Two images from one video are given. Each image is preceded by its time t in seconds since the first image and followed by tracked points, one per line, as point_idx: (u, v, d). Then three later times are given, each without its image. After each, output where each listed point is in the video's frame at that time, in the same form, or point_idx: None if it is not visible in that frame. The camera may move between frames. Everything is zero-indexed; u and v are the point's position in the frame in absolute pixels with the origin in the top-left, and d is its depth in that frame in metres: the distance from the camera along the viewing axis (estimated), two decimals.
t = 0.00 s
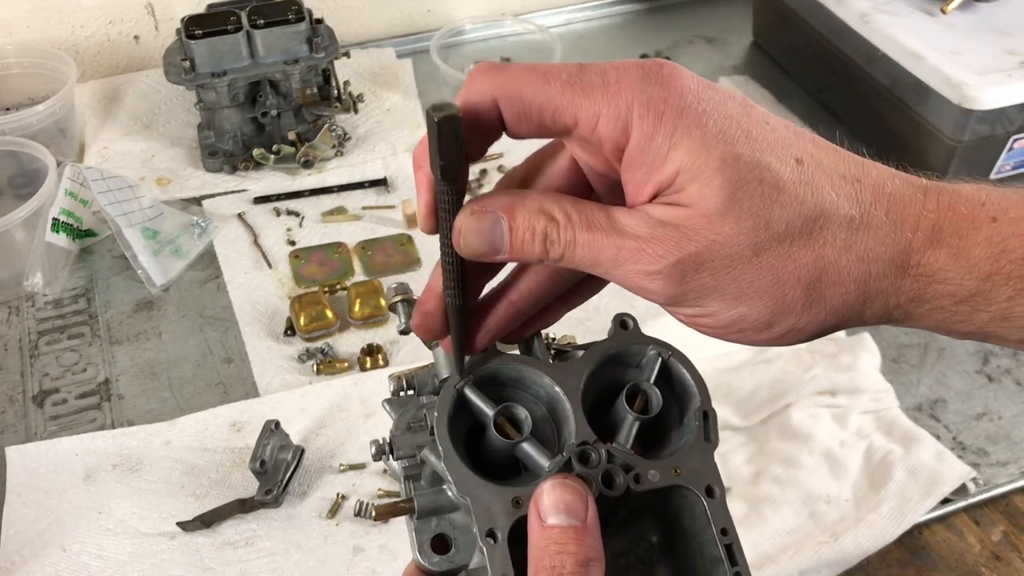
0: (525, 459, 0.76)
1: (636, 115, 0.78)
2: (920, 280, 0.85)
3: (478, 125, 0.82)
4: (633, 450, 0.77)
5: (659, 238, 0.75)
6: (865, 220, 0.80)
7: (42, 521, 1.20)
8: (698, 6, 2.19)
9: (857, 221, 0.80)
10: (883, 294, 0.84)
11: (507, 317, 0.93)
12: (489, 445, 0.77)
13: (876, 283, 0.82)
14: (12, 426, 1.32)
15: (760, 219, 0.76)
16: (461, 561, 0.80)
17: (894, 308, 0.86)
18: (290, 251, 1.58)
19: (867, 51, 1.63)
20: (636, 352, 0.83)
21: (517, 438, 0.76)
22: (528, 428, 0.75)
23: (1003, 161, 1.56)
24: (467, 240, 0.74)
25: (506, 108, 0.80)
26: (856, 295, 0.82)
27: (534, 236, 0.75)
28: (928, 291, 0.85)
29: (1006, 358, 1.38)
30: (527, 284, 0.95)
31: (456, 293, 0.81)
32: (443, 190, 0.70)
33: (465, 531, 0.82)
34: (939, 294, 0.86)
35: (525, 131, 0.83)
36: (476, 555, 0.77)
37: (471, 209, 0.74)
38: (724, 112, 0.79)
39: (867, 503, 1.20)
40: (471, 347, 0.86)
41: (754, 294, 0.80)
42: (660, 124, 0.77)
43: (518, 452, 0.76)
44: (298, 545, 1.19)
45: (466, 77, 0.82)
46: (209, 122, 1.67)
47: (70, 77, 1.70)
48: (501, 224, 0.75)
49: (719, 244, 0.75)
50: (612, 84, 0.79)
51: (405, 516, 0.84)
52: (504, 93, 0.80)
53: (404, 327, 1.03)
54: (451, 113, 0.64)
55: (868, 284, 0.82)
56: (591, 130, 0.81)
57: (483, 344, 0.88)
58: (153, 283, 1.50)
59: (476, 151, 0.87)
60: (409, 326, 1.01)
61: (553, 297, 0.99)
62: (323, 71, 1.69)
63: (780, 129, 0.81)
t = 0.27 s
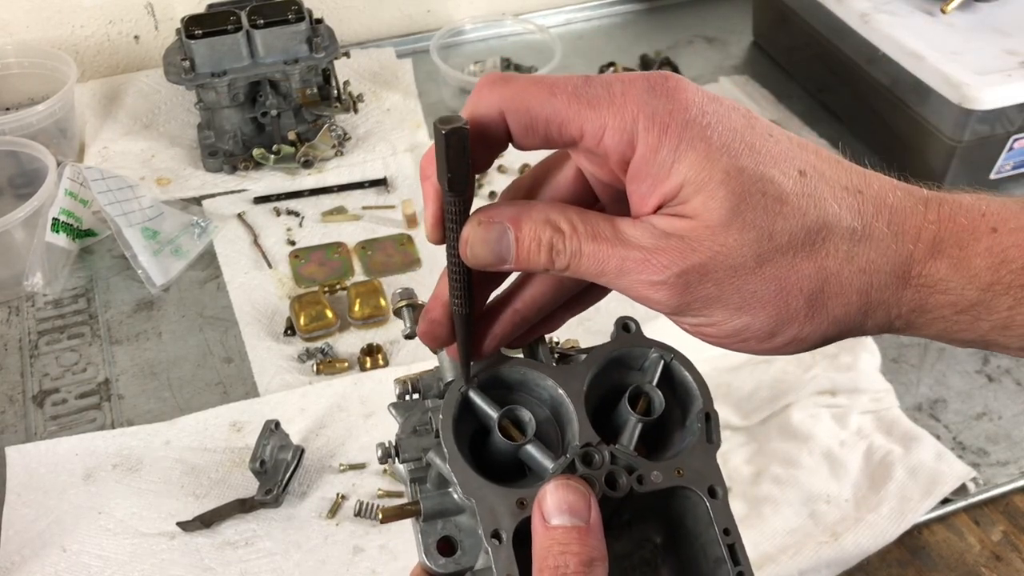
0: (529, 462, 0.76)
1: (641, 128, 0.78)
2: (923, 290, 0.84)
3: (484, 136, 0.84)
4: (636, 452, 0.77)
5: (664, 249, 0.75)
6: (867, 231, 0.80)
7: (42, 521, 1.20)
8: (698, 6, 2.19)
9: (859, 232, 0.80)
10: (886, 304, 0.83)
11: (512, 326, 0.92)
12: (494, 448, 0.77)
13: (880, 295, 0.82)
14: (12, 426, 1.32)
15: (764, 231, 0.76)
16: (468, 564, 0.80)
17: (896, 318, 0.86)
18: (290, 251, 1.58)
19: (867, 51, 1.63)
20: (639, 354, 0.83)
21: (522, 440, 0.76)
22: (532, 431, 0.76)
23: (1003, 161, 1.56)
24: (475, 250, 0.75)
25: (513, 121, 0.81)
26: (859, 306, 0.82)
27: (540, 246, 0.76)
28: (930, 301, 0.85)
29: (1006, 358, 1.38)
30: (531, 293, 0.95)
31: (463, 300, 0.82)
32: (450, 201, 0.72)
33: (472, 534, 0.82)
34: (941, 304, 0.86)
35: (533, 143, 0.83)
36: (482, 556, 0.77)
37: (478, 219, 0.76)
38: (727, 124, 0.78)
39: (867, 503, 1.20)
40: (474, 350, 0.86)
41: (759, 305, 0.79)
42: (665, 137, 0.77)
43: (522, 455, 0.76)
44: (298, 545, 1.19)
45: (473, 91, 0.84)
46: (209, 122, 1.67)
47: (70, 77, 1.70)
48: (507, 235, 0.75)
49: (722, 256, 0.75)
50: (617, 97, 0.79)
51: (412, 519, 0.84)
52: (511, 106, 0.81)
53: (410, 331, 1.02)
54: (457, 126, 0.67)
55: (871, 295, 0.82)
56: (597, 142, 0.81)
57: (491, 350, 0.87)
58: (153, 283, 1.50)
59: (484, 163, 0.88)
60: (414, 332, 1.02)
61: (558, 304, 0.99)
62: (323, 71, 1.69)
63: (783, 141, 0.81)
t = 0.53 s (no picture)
0: (528, 456, 0.76)
1: (640, 131, 0.77)
2: (919, 293, 0.84)
3: (484, 137, 0.83)
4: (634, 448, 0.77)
5: (662, 250, 0.75)
6: (864, 234, 0.80)
7: (42, 521, 1.20)
8: (698, 6, 2.19)
9: (856, 235, 0.80)
10: (882, 306, 0.84)
11: (509, 324, 0.90)
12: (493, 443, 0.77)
13: (877, 297, 0.82)
14: (12, 426, 1.32)
15: (762, 234, 0.76)
16: (466, 559, 0.80)
17: (891, 320, 0.86)
18: (290, 251, 1.58)
19: (868, 51, 1.63)
20: (637, 351, 0.83)
21: (520, 435, 0.75)
22: (531, 424, 0.75)
23: (1003, 162, 1.56)
24: (473, 249, 0.74)
25: (512, 122, 0.81)
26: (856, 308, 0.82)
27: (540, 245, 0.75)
28: (926, 303, 0.85)
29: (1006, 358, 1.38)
30: (530, 293, 0.92)
31: (462, 298, 0.81)
32: (450, 200, 0.72)
33: (470, 529, 0.82)
34: (937, 306, 0.86)
35: (531, 144, 0.83)
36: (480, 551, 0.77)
37: (477, 219, 0.75)
38: (726, 126, 0.78)
39: (868, 503, 1.20)
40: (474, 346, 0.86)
41: (756, 307, 0.80)
42: (663, 139, 0.76)
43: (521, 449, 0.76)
44: (298, 545, 1.19)
45: (473, 90, 0.83)
46: (209, 122, 1.67)
47: (70, 77, 1.70)
48: (504, 234, 0.75)
49: (720, 257, 0.75)
50: (617, 98, 0.78)
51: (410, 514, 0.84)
52: (510, 107, 0.80)
53: (409, 327, 1.01)
54: (458, 127, 0.66)
55: (868, 297, 0.82)
56: (595, 143, 0.81)
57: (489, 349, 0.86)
58: (153, 283, 1.50)
59: (482, 161, 0.88)
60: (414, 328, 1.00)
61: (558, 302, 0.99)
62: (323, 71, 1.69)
63: (781, 142, 0.80)
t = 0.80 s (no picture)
0: (524, 459, 0.76)
1: (634, 142, 0.77)
2: (912, 302, 0.84)
3: (478, 147, 0.82)
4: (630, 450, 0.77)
5: (658, 262, 0.76)
6: (857, 244, 0.80)
7: (42, 521, 1.20)
8: (698, 6, 2.19)
9: (849, 246, 0.80)
10: (875, 316, 0.83)
11: (505, 332, 0.90)
12: (490, 446, 0.77)
13: (870, 306, 0.82)
14: (12, 426, 1.32)
15: (755, 245, 0.76)
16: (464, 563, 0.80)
17: (883, 329, 0.86)
18: (290, 251, 1.58)
19: (867, 51, 1.63)
20: (634, 355, 0.83)
21: (517, 437, 0.75)
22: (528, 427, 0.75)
23: (1003, 161, 1.56)
24: (467, 260, 0.74)
25: (507, 133, 0.80)
26: (848, 318, 0.82)
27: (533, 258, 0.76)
28: (918, 313, 0.85)
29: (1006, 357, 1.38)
30: (525, 299, 0.92)
31: (458, 306, 0.81)
32: (444, 212, 0.71)
33: (468, 533, 0.81)
34: (930, 314, 0.85)
35: (526, 154, 0.82)
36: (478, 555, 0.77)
37: (472, 229, 0.75)
38: (719, 137, 0.78)
39: (868, 503, 1.20)
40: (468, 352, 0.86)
41: (749, 317, 0.80)
42: (656, 150, 0.76)
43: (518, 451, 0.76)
44: (298, 545, 1.19)
45: (467, 100, 0.82)
46: (209, 122, 1.68)
47: (70, 77, 1.70)
48: (499, 244, 0.75)
49: (714, 268, 0.76)
50: (612, 110, 0.78)
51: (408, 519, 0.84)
52: (505, 119, 0.79)
53: (406, 333, 1.00)
54: (453, 140, 0.65)
55: (861, 308, 0.82)
56: (589, 155, 0.80)
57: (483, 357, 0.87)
58: (153, 284, 1.51)
59: (476, 171, 0.86)
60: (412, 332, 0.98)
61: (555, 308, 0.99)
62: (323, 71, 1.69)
63: (774, 152, 0.80)
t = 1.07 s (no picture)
0: (523, 461, 0.76)
1: (635, 170, 0.76)
2: (904, 329, 0.84)
3: (477, 170, 0.81)
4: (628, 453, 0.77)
5: (656, 294, 0.77)
6: (853, 273, 0.80)
7: (42, 521, 1.20)
8: (698, 6, 2.19)
9: (845, 274, 0.80)
10: (867, 342, 0.84)
11: (504, 343, 0.87)
12: (490, 449, 0.77)
13: (863, 333, 0.83)
14: (12, 426, 1.32)
15: (751, 277, 0.76)
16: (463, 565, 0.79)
17: (875, 353, 0.87)
18: (290, 251, 1.58)
19: (867, 51, 1.63)
20: (631, 359, 0.83)
21: (517, 439, 0.76)
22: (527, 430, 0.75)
23: (1003, 161, 1.56)
24: (464, 282, 0.76)
25: (505, 159, 0.79)
26: (840, 344, 0.83)
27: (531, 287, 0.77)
28: (910, 339, 0.85)
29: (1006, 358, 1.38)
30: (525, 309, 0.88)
31: (456, 316, 0.80)
32: (443, 233, 0.72)
33: (467, 536, 0.81)
34: (921, 339, 0.86)
35: (524, 179, 0.80)
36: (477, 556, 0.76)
37: (468, 252, 0.76)
38: (719, 164, 0.77)
39: (868, 503, 1.20)
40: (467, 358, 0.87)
41: (743, 342, 0.82)
42: (656, 179, 0.76)
43: (517, 454, 0.76)
44: (298, 545, 1.19)
45: (467, 123, 0.81)
46: (209, 122, 1.68)
47: (70, 77, 1.70)
48: (497, 271, 0.77)
49: (710, 299, 0.77)
50: (612, 136, 0.77)
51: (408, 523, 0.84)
52: (503, 145, 0.78)
53: (406, 339, 0.97)
54: (450, 168, 0.65)
55: (854, 334, 0.83)
56: (588, 182, 0.79)
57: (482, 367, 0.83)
58: (153, 284, 1.51)
59: (473, 194, 0.85)
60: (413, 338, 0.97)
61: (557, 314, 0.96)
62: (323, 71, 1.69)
63: (775, 177, 0.79)
